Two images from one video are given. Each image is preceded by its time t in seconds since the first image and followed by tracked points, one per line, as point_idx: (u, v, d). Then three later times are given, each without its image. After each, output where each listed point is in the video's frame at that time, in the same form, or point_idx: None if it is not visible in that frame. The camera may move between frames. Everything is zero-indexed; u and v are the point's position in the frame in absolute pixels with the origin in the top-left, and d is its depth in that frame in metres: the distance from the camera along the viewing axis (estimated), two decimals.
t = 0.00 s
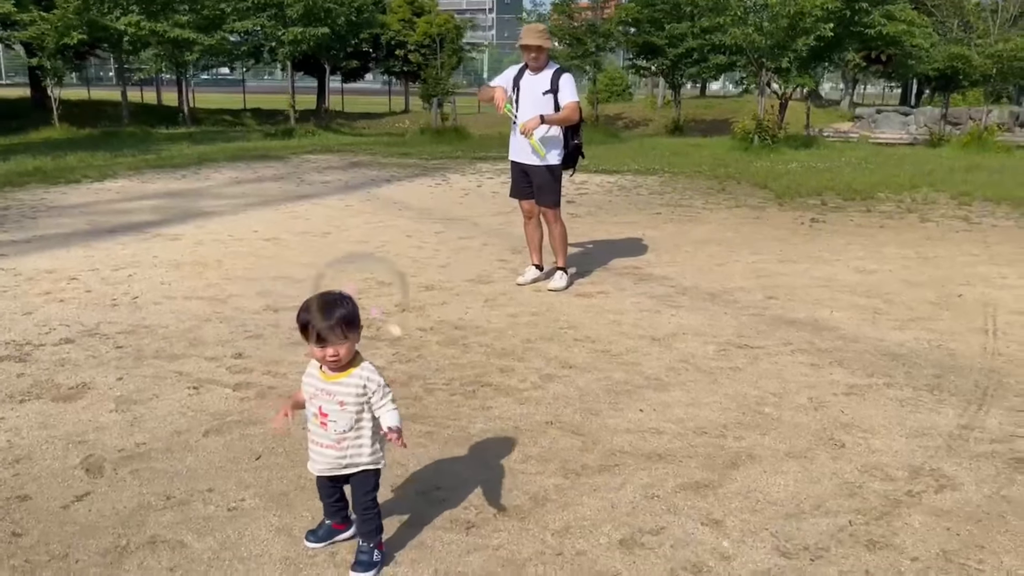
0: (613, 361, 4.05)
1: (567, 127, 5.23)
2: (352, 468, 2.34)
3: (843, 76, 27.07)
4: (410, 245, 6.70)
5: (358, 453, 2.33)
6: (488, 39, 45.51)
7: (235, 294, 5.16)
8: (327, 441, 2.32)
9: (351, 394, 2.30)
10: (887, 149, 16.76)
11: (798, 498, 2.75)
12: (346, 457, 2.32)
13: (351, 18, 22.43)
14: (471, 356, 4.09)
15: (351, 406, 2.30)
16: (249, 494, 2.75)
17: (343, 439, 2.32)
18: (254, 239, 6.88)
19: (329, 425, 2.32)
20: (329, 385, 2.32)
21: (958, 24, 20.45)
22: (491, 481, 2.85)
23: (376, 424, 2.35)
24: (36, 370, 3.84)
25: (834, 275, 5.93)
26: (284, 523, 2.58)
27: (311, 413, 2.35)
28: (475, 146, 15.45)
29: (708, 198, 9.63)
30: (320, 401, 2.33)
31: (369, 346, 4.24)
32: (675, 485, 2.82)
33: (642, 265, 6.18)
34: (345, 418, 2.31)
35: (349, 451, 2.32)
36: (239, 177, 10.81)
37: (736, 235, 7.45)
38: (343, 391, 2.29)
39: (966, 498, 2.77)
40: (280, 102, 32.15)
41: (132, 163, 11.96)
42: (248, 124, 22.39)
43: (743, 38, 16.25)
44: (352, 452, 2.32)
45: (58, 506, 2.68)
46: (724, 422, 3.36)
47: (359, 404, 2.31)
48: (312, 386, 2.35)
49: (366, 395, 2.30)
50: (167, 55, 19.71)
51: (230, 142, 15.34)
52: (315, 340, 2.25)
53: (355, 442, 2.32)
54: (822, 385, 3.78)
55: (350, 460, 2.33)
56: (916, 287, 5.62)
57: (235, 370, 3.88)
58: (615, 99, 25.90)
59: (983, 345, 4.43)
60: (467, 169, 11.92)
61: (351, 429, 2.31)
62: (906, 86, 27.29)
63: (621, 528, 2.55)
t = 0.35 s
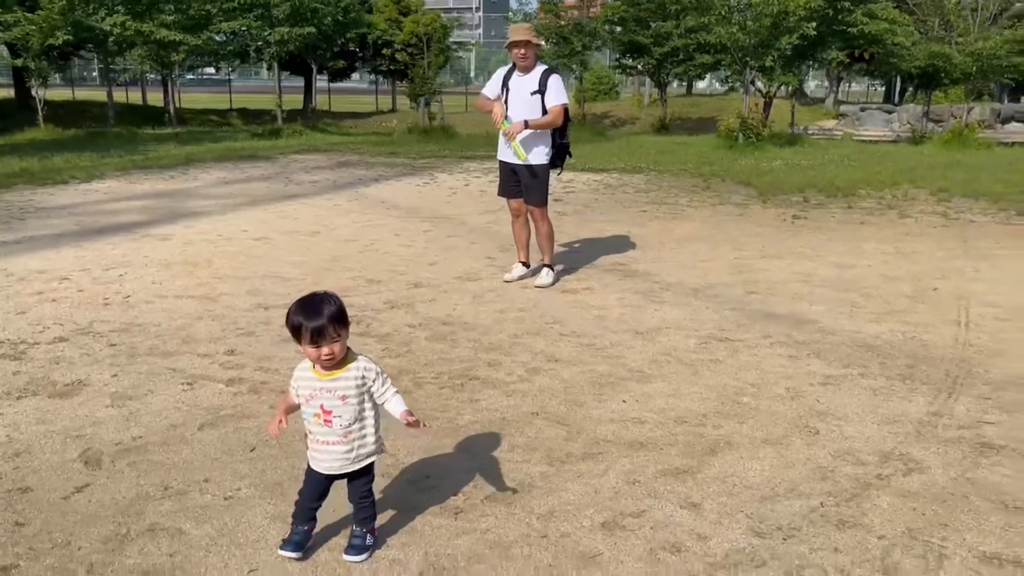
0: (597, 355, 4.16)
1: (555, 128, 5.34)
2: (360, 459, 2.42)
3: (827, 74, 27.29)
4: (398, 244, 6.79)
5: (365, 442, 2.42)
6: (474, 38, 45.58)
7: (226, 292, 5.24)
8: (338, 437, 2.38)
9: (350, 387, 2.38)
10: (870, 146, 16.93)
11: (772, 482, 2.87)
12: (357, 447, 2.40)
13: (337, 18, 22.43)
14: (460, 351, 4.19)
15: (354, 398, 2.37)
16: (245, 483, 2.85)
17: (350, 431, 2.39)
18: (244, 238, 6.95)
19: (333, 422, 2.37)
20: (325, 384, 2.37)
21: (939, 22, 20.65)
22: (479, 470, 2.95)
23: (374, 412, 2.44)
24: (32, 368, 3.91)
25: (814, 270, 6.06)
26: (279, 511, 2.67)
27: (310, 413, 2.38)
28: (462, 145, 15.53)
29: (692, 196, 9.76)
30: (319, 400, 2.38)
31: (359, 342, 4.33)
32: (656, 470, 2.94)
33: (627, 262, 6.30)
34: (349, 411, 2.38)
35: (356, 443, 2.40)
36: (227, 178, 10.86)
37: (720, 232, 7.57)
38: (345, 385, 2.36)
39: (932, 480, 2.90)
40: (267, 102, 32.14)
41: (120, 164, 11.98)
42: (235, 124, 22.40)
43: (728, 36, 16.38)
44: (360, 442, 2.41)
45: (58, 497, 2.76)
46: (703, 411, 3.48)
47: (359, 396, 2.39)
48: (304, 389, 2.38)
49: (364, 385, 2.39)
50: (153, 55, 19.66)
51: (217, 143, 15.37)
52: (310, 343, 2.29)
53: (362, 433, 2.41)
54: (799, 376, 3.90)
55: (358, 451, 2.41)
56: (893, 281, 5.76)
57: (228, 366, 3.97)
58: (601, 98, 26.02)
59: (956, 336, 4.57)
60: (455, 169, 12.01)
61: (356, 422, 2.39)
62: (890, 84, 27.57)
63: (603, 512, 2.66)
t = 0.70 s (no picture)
0: (577, 349, 4.30)
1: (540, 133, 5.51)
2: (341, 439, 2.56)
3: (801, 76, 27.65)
4: (381, 245, 6.90)
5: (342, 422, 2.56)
6: (451, 41, 45.61)
7: (213, 294, 5.33)
8: (333, 420, 2.48)
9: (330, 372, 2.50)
10: (844, 146, 17.20)
11: (745, 466, 3.02)
12: (342, 426, 2.54)
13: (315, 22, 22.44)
14: (444, 348, 4.32)
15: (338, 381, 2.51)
16: (240, 475, 2.96)
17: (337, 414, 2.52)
18: (228, 242, 7.04)
19: (328, 407, 2.47)
20: (314, 374, 2.44)
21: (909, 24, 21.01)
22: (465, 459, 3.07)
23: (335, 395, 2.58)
24: (25, 369, 3.99)
25: (786, 267, 6.24)
26: (275, 500, 2.79)
27: (301, 408, 2.42)
28: (441, 148, 15.64)
29: (669, 196, 9.93)
30: (311, 392, 2.43)
31: (346, 341, 4.44)
32: (635, 456, 3.08)
33: (606, 261, 6.45)
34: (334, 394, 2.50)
35: (340, 424, 2.53)
36: (208, 183, 10.89)
37: (696, 231, 7.75)
38: (331, 371, 2.48)
39: (896, 463, 3.07)
40: (244, 107, 32.04)
41: (99, 170, 11.98)
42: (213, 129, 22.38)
43: (703, 39, 16.63)
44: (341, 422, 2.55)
45: (60, 490, 2.86)
46: (680, 401, 3.63)
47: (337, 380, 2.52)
48: (295, 387, 2.39)
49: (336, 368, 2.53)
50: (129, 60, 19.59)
51: (196, 148, 15.37)
52: (307, 333, 2.37)
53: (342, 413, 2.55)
54: (772, 367, 4.06)
55: (342, 431, 2.54)
56: (862, 277, 5.95)
57: (218, 365, 4.07)
58: (578, 101, 26.21)
59: (922, 328, 4.75)
60: (434, 172, 12.11)
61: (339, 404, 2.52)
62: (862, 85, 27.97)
63: (586, 496, 2.80)
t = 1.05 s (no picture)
0: (571, 352, 4.39)
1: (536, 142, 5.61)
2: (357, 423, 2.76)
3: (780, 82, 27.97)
4: (372, 252, 6.96)
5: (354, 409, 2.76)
6: (432, 48, 45.66)
7: (209, 301, 5.38)
8: (369, 399, 2.72)
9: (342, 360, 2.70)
10: (824, 152, 17.44)
11: (740, 463, 3.12)
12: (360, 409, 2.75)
13: (298, 30, 22.49)
14: (441, 351, 4.40)
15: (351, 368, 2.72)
16: (249, 477, 3.02)
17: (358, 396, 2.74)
18: (219, 249, 7.08)
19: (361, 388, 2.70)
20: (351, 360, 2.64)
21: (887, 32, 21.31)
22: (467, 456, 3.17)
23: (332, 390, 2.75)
24: (26, 376, 4.03)
25: (772, 271, 6.37)
26: (284, 501, 2.85)
27: (357, 392, 2.61)
28: (425, 155, 15.72)
29: (655, 202, 10.06)
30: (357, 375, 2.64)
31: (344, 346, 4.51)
32: (633, 455, 3.17)
33: (595, 266, 6.54)
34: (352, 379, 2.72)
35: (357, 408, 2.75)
36: (195, 190, 10.92)
37: (682, 236, 7.87)
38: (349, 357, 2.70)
39: (884, 459, 3.18)
40: (227, 113, 31.98)
41: (85, 178, 11.97)
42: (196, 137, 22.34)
43: (685, 47, 16.88)
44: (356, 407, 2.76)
45: (71, 494, 2.91)
46: (674, 402, 3.72)
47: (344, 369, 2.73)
48: (353, 370, 2.59)
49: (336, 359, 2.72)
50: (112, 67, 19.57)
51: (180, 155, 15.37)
52: (351, 322, 2.58)
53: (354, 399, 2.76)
54: (762, 368, 4.17)
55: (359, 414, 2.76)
56: (847, 279, 6.08)
57: (218, 371, 4.13)
58: (561, 107, 26.36)
59: (905, 329, 4.88)
60: (421, 178, 12.18)
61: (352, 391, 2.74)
62: (841, 91, 28.34)
63: (587, 493, 2.88)
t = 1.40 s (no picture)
0: (574, 356, 4.48)
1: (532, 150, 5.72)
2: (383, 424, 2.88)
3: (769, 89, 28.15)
4: (371, 258, 7.02)
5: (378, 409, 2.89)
6: (422, 54, 45.65)
7: (212, 307, 5.44)
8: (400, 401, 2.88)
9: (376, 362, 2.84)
10: (814, 158, 17.56)
11: (742, 463, 3.21)
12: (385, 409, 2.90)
13: (290, 36, 22.52)
14: (445, 356, 4.47)
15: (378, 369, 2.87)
16: (264, 480, 3.09)
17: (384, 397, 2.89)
18: (219, 256, 7.13)
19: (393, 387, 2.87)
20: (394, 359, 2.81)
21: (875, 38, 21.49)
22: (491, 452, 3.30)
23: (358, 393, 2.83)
24: (36, 381, 4.07)
25: (766, 276, 6.47)
26: (300, 502, 2.92)
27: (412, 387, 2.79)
28: (418, 161, 15.79)
29: (648, 208, 10.15)
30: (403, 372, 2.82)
31: (349, 351, 4.58)
32: (638, 456, 3.26)
33: (591, 271, 6.63)
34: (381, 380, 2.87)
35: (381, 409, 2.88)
36: (191, 197, 10.96)
37: (677, 242, 7.96)
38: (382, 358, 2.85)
39: (882, 458, 3.27)
40: (217, 120, 31.95)
41: (79, 184, 11.98)
42: (188, 143, 22.37)
43: (675, 53, 17.03)
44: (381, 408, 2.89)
45: (89, 496, 2.97)
46: (676, 404, 3.81)
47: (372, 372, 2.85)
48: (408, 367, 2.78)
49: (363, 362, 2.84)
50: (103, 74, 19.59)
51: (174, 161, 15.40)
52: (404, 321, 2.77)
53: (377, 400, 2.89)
54: (760, 371, 4.27)
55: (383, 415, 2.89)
56: (840, 284, 6.18)
57: (226, 376, 4.19)
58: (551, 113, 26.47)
59: (898, 332, 4.99)
60: (416, 184, 12.25)
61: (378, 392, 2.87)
62: (829, 97, 28.58)
63: (596, 493, 2.96)
